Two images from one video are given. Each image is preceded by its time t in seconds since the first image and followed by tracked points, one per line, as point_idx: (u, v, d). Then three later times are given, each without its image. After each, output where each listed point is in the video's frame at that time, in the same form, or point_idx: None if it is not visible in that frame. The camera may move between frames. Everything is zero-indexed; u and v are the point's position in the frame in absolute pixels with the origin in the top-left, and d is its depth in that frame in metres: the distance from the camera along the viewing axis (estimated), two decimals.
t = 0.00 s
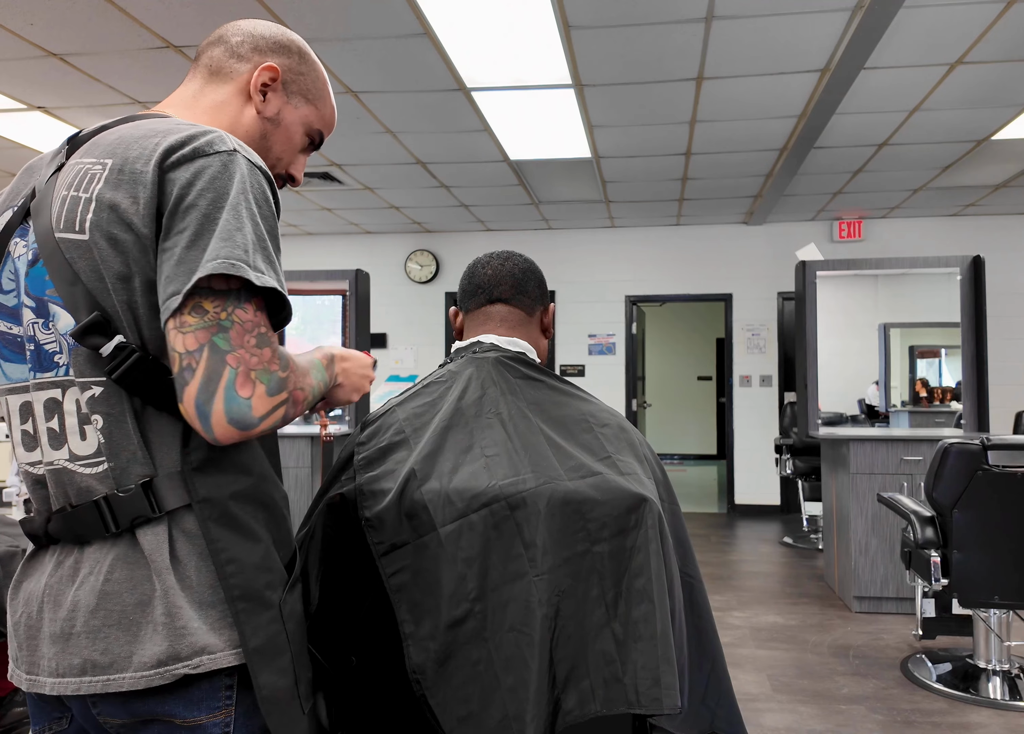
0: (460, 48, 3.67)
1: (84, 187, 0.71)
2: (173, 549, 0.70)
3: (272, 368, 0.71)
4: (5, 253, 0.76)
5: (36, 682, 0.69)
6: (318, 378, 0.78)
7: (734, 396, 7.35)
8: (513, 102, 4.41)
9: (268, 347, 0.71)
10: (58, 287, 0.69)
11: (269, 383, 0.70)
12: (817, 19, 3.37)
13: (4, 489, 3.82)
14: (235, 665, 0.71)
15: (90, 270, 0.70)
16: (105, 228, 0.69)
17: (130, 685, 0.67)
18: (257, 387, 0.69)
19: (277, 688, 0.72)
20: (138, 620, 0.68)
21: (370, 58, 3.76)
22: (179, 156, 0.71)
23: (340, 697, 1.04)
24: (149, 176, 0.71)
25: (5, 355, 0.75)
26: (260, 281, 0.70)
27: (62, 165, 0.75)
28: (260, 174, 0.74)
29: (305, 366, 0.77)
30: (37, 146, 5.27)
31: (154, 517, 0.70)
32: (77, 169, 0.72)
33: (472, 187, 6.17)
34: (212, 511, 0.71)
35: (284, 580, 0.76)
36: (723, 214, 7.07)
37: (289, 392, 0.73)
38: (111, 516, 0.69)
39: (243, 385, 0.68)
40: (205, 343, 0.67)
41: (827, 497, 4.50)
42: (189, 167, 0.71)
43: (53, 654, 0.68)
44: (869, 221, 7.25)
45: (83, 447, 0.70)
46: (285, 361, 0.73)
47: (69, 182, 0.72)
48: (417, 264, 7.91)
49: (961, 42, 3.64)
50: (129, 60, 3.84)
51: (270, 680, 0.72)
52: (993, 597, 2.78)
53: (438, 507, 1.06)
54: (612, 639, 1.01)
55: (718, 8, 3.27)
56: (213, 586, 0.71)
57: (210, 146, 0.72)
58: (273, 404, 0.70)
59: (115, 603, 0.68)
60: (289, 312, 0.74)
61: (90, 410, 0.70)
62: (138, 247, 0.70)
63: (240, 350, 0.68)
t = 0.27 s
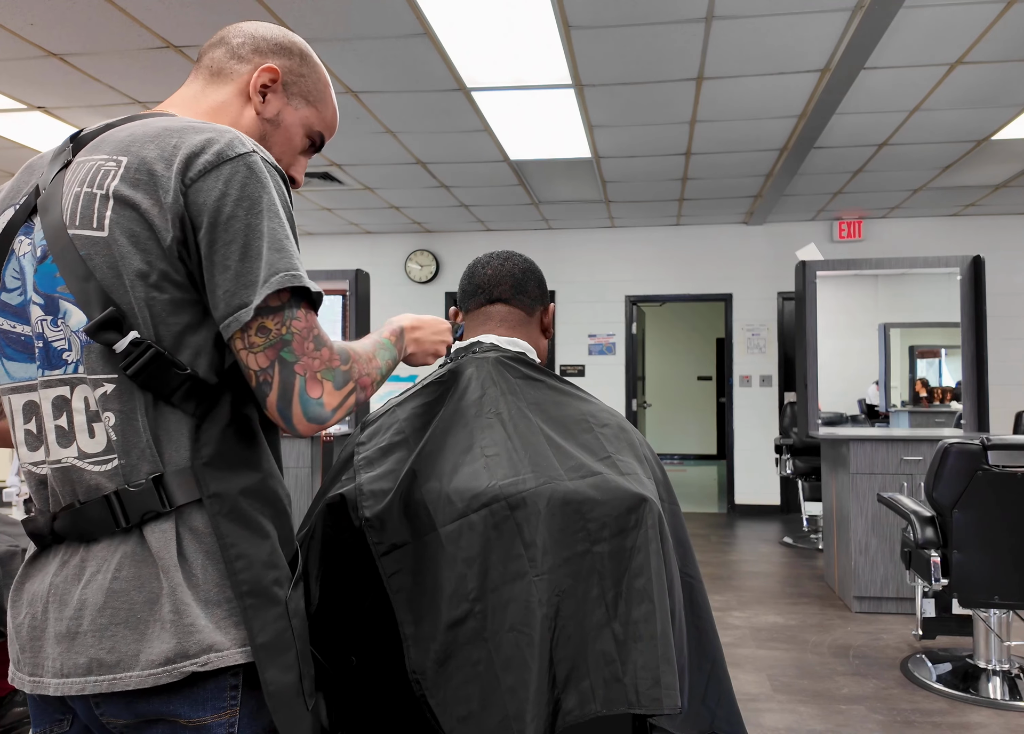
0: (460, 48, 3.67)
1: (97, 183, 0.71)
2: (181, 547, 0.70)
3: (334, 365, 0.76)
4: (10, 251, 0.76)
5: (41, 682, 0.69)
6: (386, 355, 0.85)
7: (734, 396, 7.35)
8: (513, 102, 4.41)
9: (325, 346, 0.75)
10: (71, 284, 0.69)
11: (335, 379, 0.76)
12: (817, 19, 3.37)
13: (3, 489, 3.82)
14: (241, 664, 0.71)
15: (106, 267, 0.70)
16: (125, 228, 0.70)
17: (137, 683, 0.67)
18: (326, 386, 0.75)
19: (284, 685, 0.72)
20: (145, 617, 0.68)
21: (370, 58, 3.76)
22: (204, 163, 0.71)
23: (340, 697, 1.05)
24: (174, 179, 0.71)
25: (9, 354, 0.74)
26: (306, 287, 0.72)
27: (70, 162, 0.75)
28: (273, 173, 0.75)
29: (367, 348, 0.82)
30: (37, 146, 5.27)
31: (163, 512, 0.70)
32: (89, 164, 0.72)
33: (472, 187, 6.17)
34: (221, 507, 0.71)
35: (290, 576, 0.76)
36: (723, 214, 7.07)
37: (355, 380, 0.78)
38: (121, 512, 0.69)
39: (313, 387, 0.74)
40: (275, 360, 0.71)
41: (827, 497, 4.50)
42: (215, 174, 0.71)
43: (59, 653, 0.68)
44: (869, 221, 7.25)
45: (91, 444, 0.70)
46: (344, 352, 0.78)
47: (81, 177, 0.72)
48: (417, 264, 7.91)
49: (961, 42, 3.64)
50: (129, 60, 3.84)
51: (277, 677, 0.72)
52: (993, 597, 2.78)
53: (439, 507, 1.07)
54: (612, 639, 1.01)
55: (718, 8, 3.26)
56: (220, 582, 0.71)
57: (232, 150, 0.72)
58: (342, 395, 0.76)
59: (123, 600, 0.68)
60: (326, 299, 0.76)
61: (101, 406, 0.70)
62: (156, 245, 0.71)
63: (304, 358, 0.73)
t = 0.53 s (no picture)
0: (460, 48, 3.67)
1: (104, 182, 0.71)
2: (184, 546, 0.70)
3: (348, 362, 0.77)
4: (12, 249, 0.75)
5: (42, 682, 0.68)
6: (402, 350, 0.87)
7: (734, 396, 7.35)
8: (513, 102, 4.41)
9: (338, 344, 0.76)
10: (77, 281, 0.69)
11: (349, 376, 0.76)
12: (818, 19, 3.37)
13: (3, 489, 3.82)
14: (245, 662, 0.71)
15: (114, 265, 0.69)
16: (133, 227, 0.70)
17: (140, 682, 0.67)
18: (340, 383, 0.75)
19: (287, 683, 0.72)
20: (149, 616, 0.68)
21: (370, 58, 3.76)
22: (214, 166, 0.71)
23: (340, 697, 1.05)
24: (184, 181, 0.71)
25: (11, 353, 0.74)
26: (318, 287, 0.73)
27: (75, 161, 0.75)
28: (280, 173, 0.75)
29: (381, 344, 0.83)
30: (37, 146, 5.28)
31: (167, 510, 0.70)
32: (95, 163, 0.72)
33: (472, 187, 6.17)
34: (226, 505, 0.72)
35: (291, 575, 0.77)
36: (723, 214, 7.07)
37: (370, 376, 0.79)
38: (125, 509, 0.69)
39: (328, 384, 0.75)
40: (289, 360, 0.72)
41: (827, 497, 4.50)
42: (225, 177, 0.71)
43: (61, 652, 0.68)
44: (869, 221, 7.25)
45: (95, 443, 0.70)
46: (358, 349, 0.79)
47: (88, 175, 0.71)
48: (417, 264, 7.91)
49: (961, 42, 3.64)
50: (128, 59, 3.84)
51: (281, 675, 0.72)
52: (993, 597, 2.78)
53: (439, 507, 1.07)
54: (612, 639, 1.01)
55: (718, 8, 3.26)
56: (223, 580, 0.71)
57: (241, 152, 0.72)
58: (357, 391, 0.77)
59: (126, 599, 0.68)
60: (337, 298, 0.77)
61: (106, 405, 0.69)
62: (164, 245, 0.71)
63: (318, 356, 0.74)
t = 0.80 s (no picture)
0: (460, 48, 3.66)
1: (106, 181, 0.70)
2: (183, 546, 0.69)
3: (348, 360, 0.76)
4: (15, 248, 0.75)
5: (42, 680, 0.68)
6: (403, 348, 0.86)
7: (734, 396, 7.36)
8: (513, 102, 4.41)
9: (338, 342, 0.75)
10: (79, 280, 0.69)
11: (349, 375, 0.76)
12: (818, 19, 3.37)
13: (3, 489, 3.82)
14: (244, 661, 0.70)
15: (115, 263, 0.69)
16: (135, 225, 0.69)
17: (140, 682, 0.66)
18: (340, 382, 0.75)
19: (286, 684, 0.72)
20: (149, 615, 0.67)
21: (369, 58, 3.76)
22: (216, 165, 0.70)
23: (339, 698, 1.04)
24: (186, 180, 0.70)
25: (14, 352, 0.74)
26: (319, 286, 0.72)
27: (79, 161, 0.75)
28: (283, 172, 0.75)
29: (381, 342, 0.83)
30: (37, 146, 5.28)
31: (167, 509, 0.69)
32: (98, 162, 0.72)
33: (472, 187, 6.17)
34: (226, 504, 0.71)
35: (290, 575, 0.77)
36: (723, 214, 7.07)
37: (370, 375, 0.78)
38: (126, 508, 0.68)
39: (328, 383, 0.74)
40: (289, 358, 0.71)
41: (827, 497, 4.50)
42: (226, 176, 0.70)
43: (60, 651, 0.67)
44: (869, 221, 7.25)
45: (96, 441, 0.69)
46: (359, 347, 0.78)
47: (91, 174, 0.71)
48: (417, 264, 7.91)
49: (961, 42, 3.64)
50: (128, 59, 3.84)
51: (281, 674, 0.71)
52: (993, 597, 2.78)
53: (439, 507, 1.07)
54: (612, 639, 1.00)
55: (718, 8, 3.27)
56: (223, 579, 0.70)
57: (244, 151, 0.71)
58: (358, 390, 0.76)
59: (126, 598, 0.67)
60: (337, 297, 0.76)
61: (106, 403, 0.69)
62: (166, 244, 0.70)
63: (317, 355, 0.73)
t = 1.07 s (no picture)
0: (460, 48, 3.66)
1: (105, 181, 0.70)
2: (181, 547, 0.69)
3: (351, 359, 0.76)
4: (16, 248, 0.75)
5: (41, 679, 0.68)
6: (406, 346, 0.86)
7: (734, 396, 7.36)
8: (513, 102, 4.41)
9: (341, 341, 0.75)
10: (77, 281, 0.69)
11: (352, 373, 0.76)
12: (818, 19, 3.37)
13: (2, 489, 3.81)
14: (242, 662, 0.70)
15: (113, 264, 0.69)
16: (133, 225, 0.69)
17: (139, 682, 0.66)
18: (343, 380, 0.74)
19: (285, 685, 0.72)
20: (147, 615, 0.67)
21: (369, 58, 3.76)
22: (215, 166, 0.70)
23: (340, 698, 1.04)
24: (184, 180, 0.70)
25: (15, 352, 0.74)
26: (318, 287, 0.72)
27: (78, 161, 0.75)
28: (282, 172, 0.75)
29: (384, 340, 0.83)
30: (37, 146, 5.28)
31: (165, 510, 0.69)
32: (97, 161, 0.72)
33: (472, 187, 6.17)
34: (223, 505, 0.71)
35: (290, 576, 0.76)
36: (723, 214, 7.07)
37: (373, 373, 0.79)
38: (124, 509, 0.68)
39: (331, 382, 0.74)
40: (292, 358, 0.71)
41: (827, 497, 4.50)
42: (225, 177, 0.70)
43: (59, 651, 0.67)
44: (869, 221, 7.25)
45: (94, 441, 0.69)
46: (361, 346, 0.79)
47: (90, 174, 0.71)
48: (417, 264, 7.91)
49: (961, 42, 3.64)
50: (128, 59, 3.84)
51: (279, 675, 0.71)
52: (993, 597, 2.78)
53: (438, 507, 1.07)
54: (612, 639, 1.00)
55: (718, 8, 3.27)
56: (221, 580, 0.70)
57: (242, 151, 0.71)
58: (361, 388, 0.76)
59: (125, 598, 0.67)
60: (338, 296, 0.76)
61: (104, 404, 0.69)
62: (164, 244, 0.70)
63: (320, 354, 0.73)
